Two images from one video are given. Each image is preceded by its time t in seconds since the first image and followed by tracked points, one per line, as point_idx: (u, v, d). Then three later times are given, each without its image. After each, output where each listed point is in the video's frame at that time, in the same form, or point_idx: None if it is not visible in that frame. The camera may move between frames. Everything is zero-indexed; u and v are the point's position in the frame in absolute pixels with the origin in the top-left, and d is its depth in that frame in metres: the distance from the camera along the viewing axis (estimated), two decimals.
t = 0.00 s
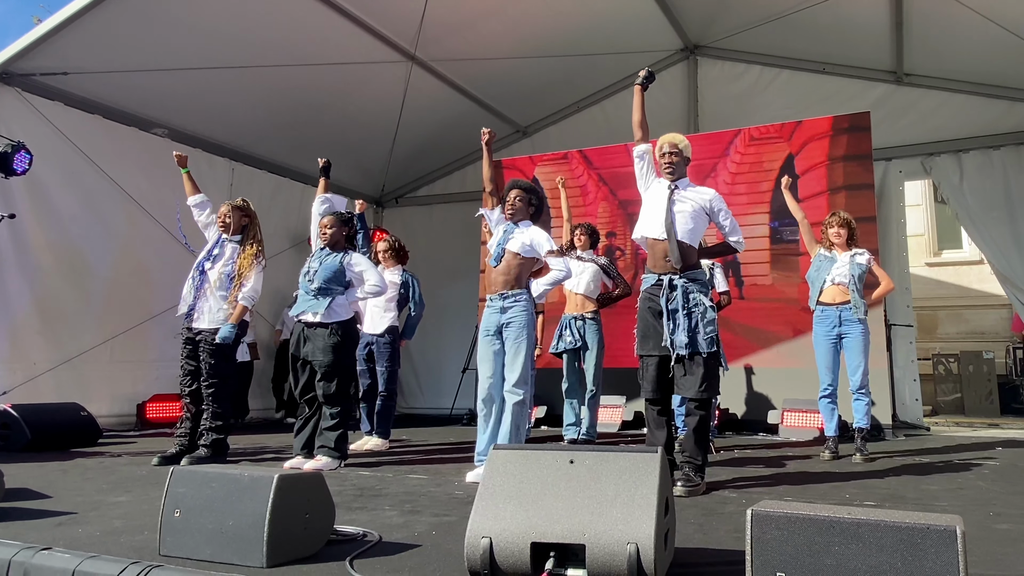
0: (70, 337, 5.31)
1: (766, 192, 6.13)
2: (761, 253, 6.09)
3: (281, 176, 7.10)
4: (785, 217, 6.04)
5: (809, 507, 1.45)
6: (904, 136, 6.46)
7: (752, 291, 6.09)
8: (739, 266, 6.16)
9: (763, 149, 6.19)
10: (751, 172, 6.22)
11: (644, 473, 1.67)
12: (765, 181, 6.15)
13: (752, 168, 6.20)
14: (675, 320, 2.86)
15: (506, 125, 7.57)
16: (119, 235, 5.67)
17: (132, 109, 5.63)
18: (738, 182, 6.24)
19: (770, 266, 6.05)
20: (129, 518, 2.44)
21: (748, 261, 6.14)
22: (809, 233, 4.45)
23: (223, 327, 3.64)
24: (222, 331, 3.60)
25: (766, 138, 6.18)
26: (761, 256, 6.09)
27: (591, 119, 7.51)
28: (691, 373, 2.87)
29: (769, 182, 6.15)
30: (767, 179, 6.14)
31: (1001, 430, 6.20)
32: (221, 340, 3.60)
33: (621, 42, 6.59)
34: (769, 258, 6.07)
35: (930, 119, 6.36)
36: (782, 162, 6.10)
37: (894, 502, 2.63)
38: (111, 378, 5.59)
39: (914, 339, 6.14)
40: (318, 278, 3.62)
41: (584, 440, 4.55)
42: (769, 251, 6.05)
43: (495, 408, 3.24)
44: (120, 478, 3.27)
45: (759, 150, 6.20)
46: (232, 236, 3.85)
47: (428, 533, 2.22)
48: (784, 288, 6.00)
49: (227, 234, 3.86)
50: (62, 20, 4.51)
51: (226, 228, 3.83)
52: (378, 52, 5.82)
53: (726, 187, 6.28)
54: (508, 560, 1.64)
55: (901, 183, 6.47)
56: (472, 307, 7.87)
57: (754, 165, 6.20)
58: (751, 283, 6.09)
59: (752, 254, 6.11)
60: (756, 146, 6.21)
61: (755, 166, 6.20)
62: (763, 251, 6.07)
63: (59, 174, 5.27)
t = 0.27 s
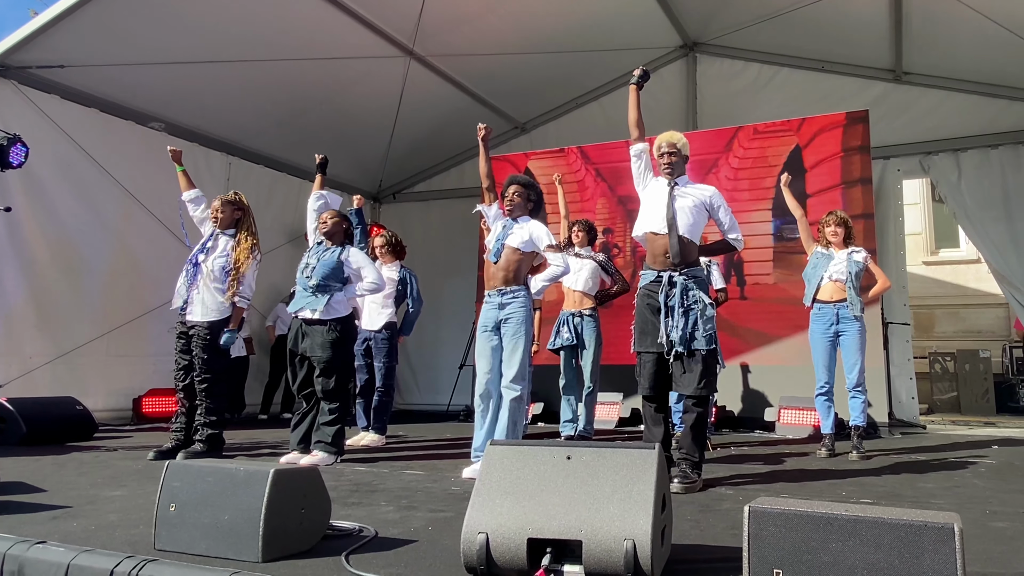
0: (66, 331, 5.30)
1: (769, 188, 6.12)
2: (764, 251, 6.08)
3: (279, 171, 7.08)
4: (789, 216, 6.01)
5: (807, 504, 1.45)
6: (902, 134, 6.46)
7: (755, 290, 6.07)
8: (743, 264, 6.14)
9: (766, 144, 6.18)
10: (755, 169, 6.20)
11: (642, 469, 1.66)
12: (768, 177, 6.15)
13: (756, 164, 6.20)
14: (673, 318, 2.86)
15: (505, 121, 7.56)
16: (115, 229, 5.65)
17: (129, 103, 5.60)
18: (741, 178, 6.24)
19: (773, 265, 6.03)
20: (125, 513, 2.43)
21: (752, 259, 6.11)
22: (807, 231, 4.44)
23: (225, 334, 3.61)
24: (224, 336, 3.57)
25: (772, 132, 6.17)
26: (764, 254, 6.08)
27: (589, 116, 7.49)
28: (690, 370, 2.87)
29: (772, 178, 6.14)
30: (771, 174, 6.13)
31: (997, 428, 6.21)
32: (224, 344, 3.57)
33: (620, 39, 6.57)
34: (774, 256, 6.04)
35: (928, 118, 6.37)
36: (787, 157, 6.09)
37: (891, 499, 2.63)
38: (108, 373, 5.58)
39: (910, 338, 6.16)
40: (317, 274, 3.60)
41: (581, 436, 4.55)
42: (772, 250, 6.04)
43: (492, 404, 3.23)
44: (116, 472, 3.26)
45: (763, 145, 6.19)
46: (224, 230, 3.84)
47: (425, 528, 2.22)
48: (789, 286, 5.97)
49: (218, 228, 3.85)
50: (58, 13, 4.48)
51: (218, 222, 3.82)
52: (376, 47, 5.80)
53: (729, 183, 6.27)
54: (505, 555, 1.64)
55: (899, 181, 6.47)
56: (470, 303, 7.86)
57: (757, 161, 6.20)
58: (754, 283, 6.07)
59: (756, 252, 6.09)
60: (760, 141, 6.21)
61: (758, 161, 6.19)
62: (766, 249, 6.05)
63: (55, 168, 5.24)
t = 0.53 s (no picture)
0: (61, 326, 5.27)
1: (771, 184, 6.08)
2: (764, 249, 6.04)
3: (275, 166, 7.05)
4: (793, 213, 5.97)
5: (803, 502, 1.44)
6: (900, 132, 6.45)
7: (755, 289, 6.03)
8: (744, 263, 6.09)
9: (769, 138, 6.11)
10: (755, 164, 6.15)
11: (638, 467, 1.65)
12: (769, 172, 6.10)
13: (757, 159, 6.14)
14: (671, 315, 2.85)
15: (503, 117, 7.54)
16: (111, 224, 5.62)
17: (124, 96, 5.57)
18: (742, 174, 6.18)
19: (774, 263, 5.99)
20: (118, 508, 2.42)
21: (753, 257, 6.07)
22: (804, 228, 4.44)
23: (218, 321, 3.61)
24: (218, 325, 3.58)
25: (775, 125, 6.11)
26: (764, 253, 6.04)
27: (587, 112, 7.48)
28: (686, 368, 2.87)
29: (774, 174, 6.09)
30: (773, 170, 6.08)
31: (992, 426, 6.23)
32: (218, 335, 3.59)
33: (618, 34, 6.55)
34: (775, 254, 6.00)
35: (926, 115, 6.36)
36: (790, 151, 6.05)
37: (886, 497, 2.63)
38: (103, 368, 5.56)
39: (906, 335, 6.17)
40: (312, 269, 3.56)
41: (577, 433, 4.53)
42: (774, 248, 6.00)
43: (489, 400, 3.22)
44: (110, 468, 3.25)
45: (765, 138, 6.13)
46: (218, 225, 3.82)
47: (419, 525, 2.21)
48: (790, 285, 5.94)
49: (212, 223, 3.82)
50: (53, 6, 4.45)
51: (211, 217, 3.79)
52: (373, 41, 5.77)
53: (730, 179, 6.21)
54: (499, 553, 1.63)
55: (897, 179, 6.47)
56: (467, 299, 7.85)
57: (759, 156, 6.14)
58: (754, 282, 6.03)
59: (757, 250, 6.04)
60: (762, 135, 6.14)
61: (760, 156, 6.14)
62: (768, 247, 6.01)
63: (50, 161, 5.21)
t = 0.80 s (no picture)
0: (58, 322, 5.27)
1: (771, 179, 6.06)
2: (765, 247, 6.03)
3: (273, 163, 7.03)
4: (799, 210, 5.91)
5: (796, 501, 1.44)
6: (899, 129, 6.44)
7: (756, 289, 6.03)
8: (745, 261, 6.08)
9: (770, 132, 6.10)
10: (756, 159, 6.13)
11: (631, 466, 1.65)
12: (771, 167, 6.08)
13: (757, 154, 6.13)
14: (666, 312, 2.86)
15: (501, 114, 7.52)
16: (108, 220, 5.62)
17: (121, 93, 5.56)
18: (742, 169, 6.17)
19: (774, 261, 5.98)
20: (113, 506, 2.42)
21: (753, 255, 6.06)
22: (801, 226, 4.43)
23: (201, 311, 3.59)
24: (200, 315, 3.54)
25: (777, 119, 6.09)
26: (764, 251, 6.03)
27: (586, 108, 7.46)
28: (682, 366, 2.87)
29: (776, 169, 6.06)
30: (775, 165, 6.06)
31: (990, 423, 6.23)
32: (200, 324, 3.54)
33: (616, 31, 6.54)
34: (775, 251, 5.99)
35: (925, 113, 6.35)
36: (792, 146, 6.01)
37: (882, 495, 2.64)
38: (100, 364, 5.56)
39: (905, 333, 6.17)
40: (311, 265, 3.57)
41: (574, 430, 4.54)
42: (774, 245, 5.99)
43: (486, 397, 3.21)
44: (106, 464, 3.25)
45: (765, 133, 6.12)
46: (213, 222, 3.82)
47: (415, 522, 2.21)
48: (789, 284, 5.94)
49: (208, 221, 3.83)
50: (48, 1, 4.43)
51: (206, 215, 3.80)
52: (371, 38, 5.75)
53: (730, 174, 6.21)
54: (493, 551, 1.63)
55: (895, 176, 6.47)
56: (465, 296, 7.85)
57: (759, 150, 6.13)
58: (755, 280, 6.03)
59: (757, 248, 6.04)
60: (764, 129, 6.13)
61: (761, 150, 6.12)
62: (768, 244, 6.00)
63: (47, 158, 5.21)
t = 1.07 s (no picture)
0: (58, 321, 5.27)
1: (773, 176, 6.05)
2: (768, 246, 6.03)
3: (273, 161, 7.03)
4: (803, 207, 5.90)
5: (798, 501, 1.44)
6: (899, 128, 6.44)
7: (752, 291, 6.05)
8: (748, 260, 6.07)
9: (773, 126, 6.07)
10: (759, 155, 6.12)
11: (632, 465, 1.65)
12: (773, 164, 6.06)
13: (759, 149, 6.11)
14: (667, 311, 2.86)
15: (501, 112, 7.52)
16: (107, 218, 5.61)
17: (120, 91, 5.55)
18: (744, 165, 6.16)
19: (776, 260, 5.98)
20: (115, 505, 2.42)
21: (755, 254, 6.06)
22: (801, 225, 4.43)
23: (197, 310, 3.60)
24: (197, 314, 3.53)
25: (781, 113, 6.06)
26: (767, 249, 6.03)
27: (586, 106, 7.46)
28: (683, 364, 2.87)
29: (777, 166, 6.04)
30: (777, 161, 6.04)
31: (990, 421, 6.25)
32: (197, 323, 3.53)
33: (616, 29, 6.53)
34: (776, 250, 6.00)
35: (925, 111, 6.35)
36: (795, 141, 5.98)
37: (882, 493, 2.64)
38: (100, 363, 5.56)
39: (905, 331, 6.17)
40: (311, 263, 3.58)
41: (574, 428, 4.54)
42: (777, 244, 5.98)
43: (485, 396, 3.21)
44: (107, 463, 3.25)
45: (767, 128, 6.10)
46: (212, 220, 3.82)
47: (416, 521, 2.22)
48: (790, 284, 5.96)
49: (206, 219, 3.83)
50: None
51: (206, 213, 3.81)
52: (371, 36, 5.74)
53: (731, 170, 6.20)
54: (495, 551, 1.64)
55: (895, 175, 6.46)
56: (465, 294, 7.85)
57: (760, 146, 6.11)
58: (758, 281, 6.03)
59: (759, 247, 6.03)
60: (765, 124, 6.11)
61: (762, 145, 6.11)
62: (770, 242, 6.00)
63: (47, 156, 5.20)
